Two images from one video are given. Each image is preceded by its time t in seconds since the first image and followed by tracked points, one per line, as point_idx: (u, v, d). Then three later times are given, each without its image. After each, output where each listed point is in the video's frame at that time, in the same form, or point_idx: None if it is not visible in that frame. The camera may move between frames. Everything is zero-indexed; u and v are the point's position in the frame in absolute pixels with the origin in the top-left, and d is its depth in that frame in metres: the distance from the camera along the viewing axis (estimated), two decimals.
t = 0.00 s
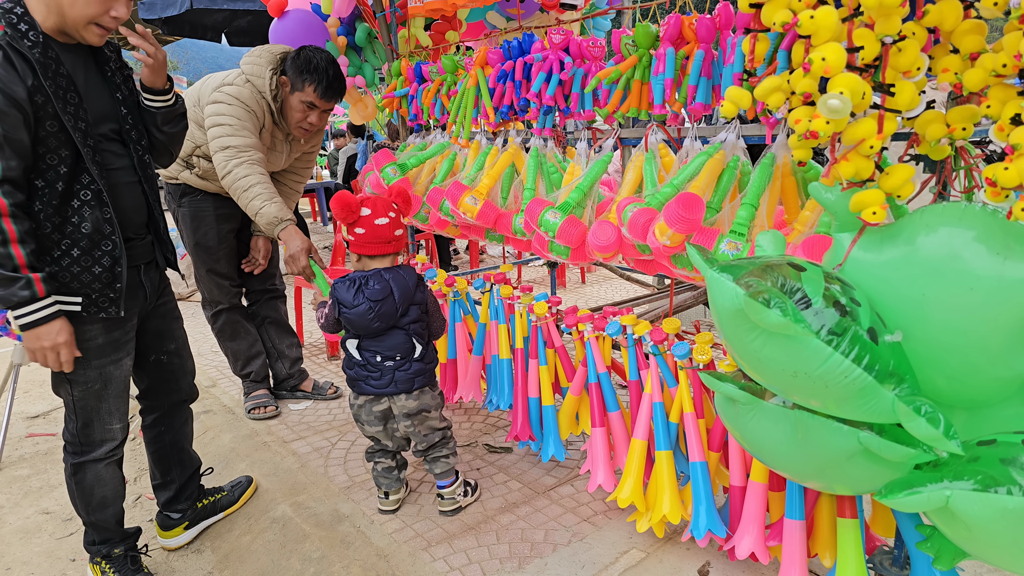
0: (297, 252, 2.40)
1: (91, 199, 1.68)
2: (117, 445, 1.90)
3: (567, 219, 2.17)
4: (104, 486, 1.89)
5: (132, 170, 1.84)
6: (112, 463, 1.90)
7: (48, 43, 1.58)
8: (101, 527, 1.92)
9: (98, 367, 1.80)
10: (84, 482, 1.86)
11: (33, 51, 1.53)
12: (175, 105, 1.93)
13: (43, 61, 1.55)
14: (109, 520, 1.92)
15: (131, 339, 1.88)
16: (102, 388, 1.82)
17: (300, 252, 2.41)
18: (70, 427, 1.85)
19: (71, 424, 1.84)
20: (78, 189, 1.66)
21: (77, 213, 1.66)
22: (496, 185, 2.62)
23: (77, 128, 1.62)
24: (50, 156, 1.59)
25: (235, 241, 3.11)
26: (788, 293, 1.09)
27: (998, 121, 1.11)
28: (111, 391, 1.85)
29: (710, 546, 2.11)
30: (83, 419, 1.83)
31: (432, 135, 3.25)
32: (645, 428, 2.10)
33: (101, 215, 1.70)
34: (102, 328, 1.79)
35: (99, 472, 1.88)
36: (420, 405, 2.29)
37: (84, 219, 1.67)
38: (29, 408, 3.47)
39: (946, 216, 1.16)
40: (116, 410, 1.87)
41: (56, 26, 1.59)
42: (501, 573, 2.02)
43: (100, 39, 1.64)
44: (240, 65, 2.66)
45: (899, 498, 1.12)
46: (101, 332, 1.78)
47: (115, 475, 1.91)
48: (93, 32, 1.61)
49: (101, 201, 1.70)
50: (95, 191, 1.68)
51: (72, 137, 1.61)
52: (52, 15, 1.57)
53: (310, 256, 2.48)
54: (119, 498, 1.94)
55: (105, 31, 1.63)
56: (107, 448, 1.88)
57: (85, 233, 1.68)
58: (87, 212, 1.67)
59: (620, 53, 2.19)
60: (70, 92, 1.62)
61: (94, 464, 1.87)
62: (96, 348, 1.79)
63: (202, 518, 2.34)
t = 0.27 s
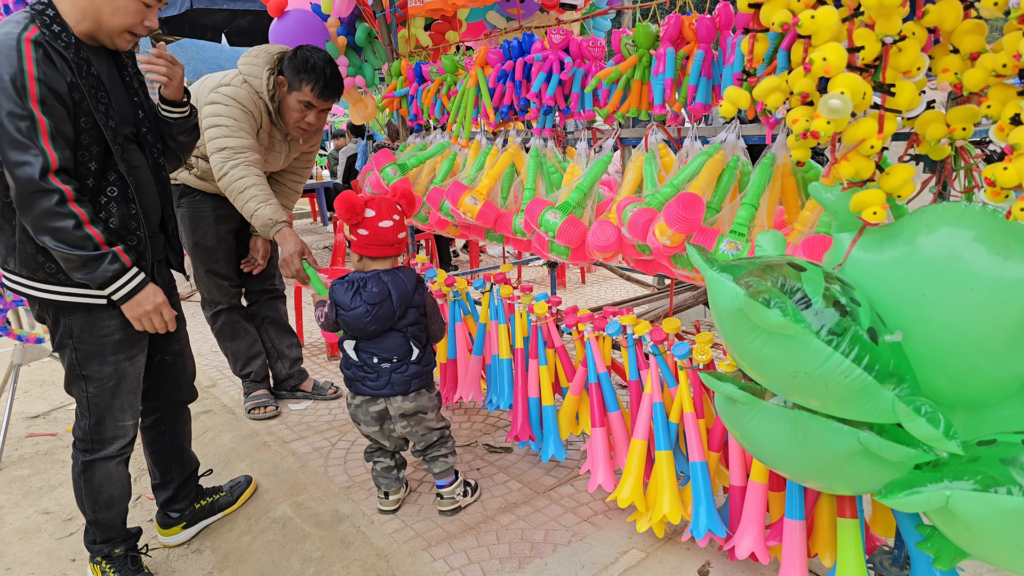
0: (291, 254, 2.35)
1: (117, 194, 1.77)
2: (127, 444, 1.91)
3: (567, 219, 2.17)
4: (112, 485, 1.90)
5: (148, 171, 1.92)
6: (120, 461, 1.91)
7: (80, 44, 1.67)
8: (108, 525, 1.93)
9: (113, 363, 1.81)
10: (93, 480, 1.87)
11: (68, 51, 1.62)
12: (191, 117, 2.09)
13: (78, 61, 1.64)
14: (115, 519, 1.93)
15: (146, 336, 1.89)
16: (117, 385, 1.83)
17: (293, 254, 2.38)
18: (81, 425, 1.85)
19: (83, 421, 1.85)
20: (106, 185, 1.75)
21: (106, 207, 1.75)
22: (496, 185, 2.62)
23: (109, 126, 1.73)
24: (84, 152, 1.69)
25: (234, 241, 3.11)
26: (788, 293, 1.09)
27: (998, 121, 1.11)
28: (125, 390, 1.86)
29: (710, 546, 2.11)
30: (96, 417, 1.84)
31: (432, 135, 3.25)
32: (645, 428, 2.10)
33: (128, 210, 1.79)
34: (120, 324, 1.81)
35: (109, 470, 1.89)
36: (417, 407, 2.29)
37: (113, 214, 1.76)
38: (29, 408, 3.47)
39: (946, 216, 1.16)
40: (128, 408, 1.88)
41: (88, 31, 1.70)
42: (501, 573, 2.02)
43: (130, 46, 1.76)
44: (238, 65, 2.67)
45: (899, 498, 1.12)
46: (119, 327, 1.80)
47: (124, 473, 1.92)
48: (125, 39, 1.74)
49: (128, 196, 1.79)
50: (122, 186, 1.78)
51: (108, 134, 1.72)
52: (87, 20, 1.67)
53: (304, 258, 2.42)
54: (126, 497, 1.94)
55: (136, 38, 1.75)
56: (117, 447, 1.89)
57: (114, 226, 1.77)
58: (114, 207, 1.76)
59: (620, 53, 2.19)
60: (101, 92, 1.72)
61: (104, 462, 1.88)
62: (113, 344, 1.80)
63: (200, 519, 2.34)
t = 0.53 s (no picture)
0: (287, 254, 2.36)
1: (135, 190, 1.77)
2: (130, 440, 1.90)
3: (567, 219, 2.17)
4: (114, 482, 1.89)
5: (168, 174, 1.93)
6: (122, 458, 1.90)
7: (114, 46, 1.72)
8: (109, 523, 1.92)
9: (115, 359, 1.81)
10: (96, 477, 1.86)
11: (100, 51, 1.66)
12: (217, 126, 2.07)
13: (109, 60, 1.68)
14: (116, 517, 1.93)
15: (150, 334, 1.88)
16: (120, 380, 1.83)
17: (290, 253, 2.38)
18: (85, 421, 1.85)
19: (87, 417, 1.84)
20: (124, 180, 1.75)
21: (121, 202, 1.75)
22: (496, 185, 2.62)
23: (132, 123, 1.74)
24: (105, 146, 1.70)
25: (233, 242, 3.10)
26: (788, 293, 1.09)
27: (998, 121, 1.11)
28: (128, 386, 1.85)
29: (710, 546, 2.11)
30: (99, 413, 1.84)
31: (432, 135, 3.25)
32: (645, 428, 2.10)
33: (143, 206, 1.79)
34: (123, 320, 1.81)
35: (111, 467, 1.88)
36: (416, 407, 2.29)
37: (129, 209, 1.76)
38: (29, 409, 3.47)
39: (946, 216, 1.16)
40: (130, 404, 1.87)
41: (125, 35, 1.74)
42: (501, 573, 2.02)
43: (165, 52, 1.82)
44: (234, 65, 2.68)
45: (899, 498, 1.12)
46: (122, 324, 1.80)
47: (126, 471, 1.91)
48: (161, 45, 1.79)
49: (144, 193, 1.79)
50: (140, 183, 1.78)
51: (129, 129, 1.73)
52: (124, 24, 1.72)
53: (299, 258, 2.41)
54: (127, 495, 1.94)
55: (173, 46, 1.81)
56: (120, 444, 1.88)
57: (129, 221, 1.76)
58: (130, 202, 1.76)
59: (620, 53, 2.19)
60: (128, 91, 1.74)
61: (107, 459, 1.87)
62: (115, 340, 1.80)
63: (200, 520, 2.34)
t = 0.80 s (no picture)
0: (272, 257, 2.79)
1: (142, 188, 1.77)
2: (132, 435, 1.90)
3: (567, 219, 2.17)
4: (115, 477, 1.89)
5: (181, 174, 1.92)
6: (124, 454, 1.90)
7: (133, 48, 1.72)
8: (109, 519, 1.92)
9: (117, 354, 1.81)
10: (97, 471, 1.87)
11: (119, 52, 1.67)
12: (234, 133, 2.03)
13: (126, 61, 1.69)
14: (116, 512, 1.93)
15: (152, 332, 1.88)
16: (120, 375, 1.83)
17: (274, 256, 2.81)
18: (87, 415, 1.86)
19: (89, 412, 1.85)
20: (133, 178, 1.75)
21: (128, 200, 1.75)
22: (496, 185, 2.62)
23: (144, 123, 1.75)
24: (114, 144, 1.70)
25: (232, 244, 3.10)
26: (788, 293, 1.09)
27: (998, 121, 1.11)
28: (129, 381, 1.85)
29: (710, 546, 2.11)
30: (100, 408, 1.84)
31: (432, 135, 3.25)
32: (645, 428, 2.10)
33: (150, 205, 1.79)
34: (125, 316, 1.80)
35: (112, 462, 1.88)
36: (421, 410, 2.31)
37: (134, 207, 1.76)
38: (29, 409, 3.47)
39: (946, 216, 1.16)
40: (131, 400, 1.87)
41: (146, 39, 1.75)
42: (501, 573, 2.02)
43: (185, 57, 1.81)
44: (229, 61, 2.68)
45: (899, 498, 1.12)
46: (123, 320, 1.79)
47: (126, 466, 1.91)
48: (181, 50, 1.79)
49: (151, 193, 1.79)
50: (147, 183, 1.78)
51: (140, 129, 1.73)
52: (146, 29, 1.73)
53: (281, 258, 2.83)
54: (128, 492, 1.93)
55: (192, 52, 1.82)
56: (121, 438, 1.88)
57: (134, 219, 1.76)
58: (138, 200, 1.76)
59: (620, 53, 2.19)
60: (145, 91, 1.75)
61: (107, 453, 1.87)
62: (117, 334, 1.80)
63: (200, 520, 2.34)
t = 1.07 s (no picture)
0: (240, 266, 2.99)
1: (147, 189, 1.77)
2: (134, 433, 1.90)
3: (567, 219, 2.17)
4: (117, 474, 1.88)
5: (187, 174, 1.95)
6: (126, 451, 1.90)
7: (136, 50, 1.73)
8: (110, 516, 1.92)
9: (120, 351, 1.81)
10: (99, 468, 1.87)
11: (122, 53, 1.68)
12: (245, 138, 2.10)
13: (129, 63, 1.70)
14: (117, 510, 1.92)
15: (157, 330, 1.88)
16: (124, 372, 1.83)
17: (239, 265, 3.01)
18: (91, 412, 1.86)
19: (92, 409, 1.85)
20: (137, 179, 1.76)
21: (132, 200, 1.75)
22: (496, 185, 2.62)
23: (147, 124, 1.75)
24: (118, 145, 1.70)
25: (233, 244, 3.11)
26: (788, 293, 1.09)
27: (998, 121, 1.11)
28: (132, 378, 1.85)
29: (710, 546, 2.11)
30: (103, 405, 1.84)
31: (432, 135, 3.25)
32: (645, 428, 2.10)
33: (154, 205, 1.79)
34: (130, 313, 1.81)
35: (114, 459, 1.88)
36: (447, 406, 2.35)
37: (139, 208, 1.76)
38: (29, 408, 3.47)
39: (946, 216, 1.16)
40: (134, 397, 1.87)
41: (149, 39, 1.76)
42: (502, 573, 2.02)
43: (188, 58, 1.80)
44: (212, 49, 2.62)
45: (899, 498, 1.12)
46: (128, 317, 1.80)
47: (128, 464, 1.91)
48: (184, 50, 1.78)
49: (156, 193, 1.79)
50: (152, 183, 1.78)
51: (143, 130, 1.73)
52: (148, 29, 1.74)
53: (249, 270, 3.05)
54: (129, 490, 1.93)
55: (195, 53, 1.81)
56: (124, 435, 1.88)
57: (139, 219, 1.76)
58: (142, 200, 1.77)
59: (620, 53, 2.19)
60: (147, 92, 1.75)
61: (110, 450, 1.87)
62: (121, 332, 1.80)
63: (200, 520, 2.34)
